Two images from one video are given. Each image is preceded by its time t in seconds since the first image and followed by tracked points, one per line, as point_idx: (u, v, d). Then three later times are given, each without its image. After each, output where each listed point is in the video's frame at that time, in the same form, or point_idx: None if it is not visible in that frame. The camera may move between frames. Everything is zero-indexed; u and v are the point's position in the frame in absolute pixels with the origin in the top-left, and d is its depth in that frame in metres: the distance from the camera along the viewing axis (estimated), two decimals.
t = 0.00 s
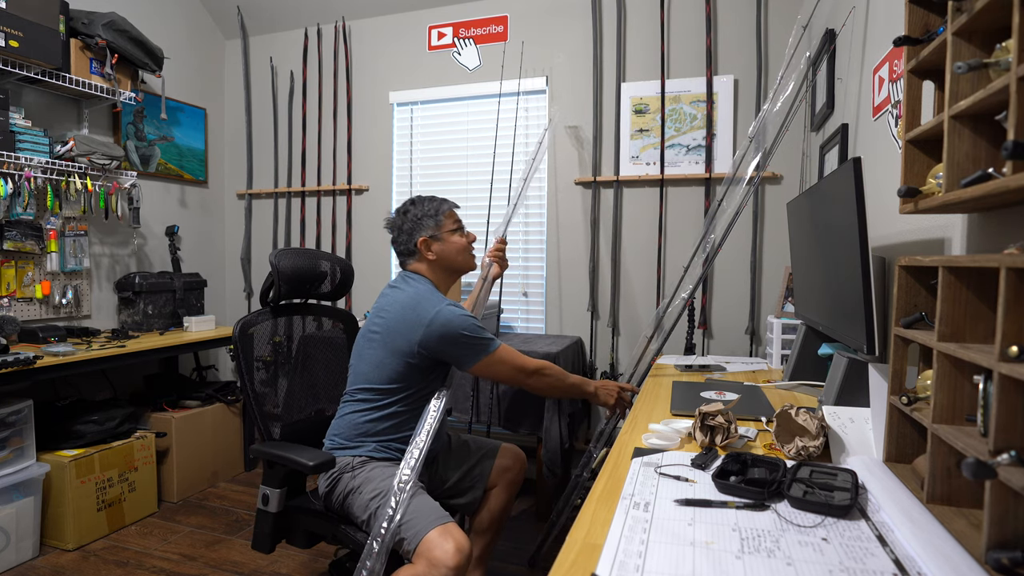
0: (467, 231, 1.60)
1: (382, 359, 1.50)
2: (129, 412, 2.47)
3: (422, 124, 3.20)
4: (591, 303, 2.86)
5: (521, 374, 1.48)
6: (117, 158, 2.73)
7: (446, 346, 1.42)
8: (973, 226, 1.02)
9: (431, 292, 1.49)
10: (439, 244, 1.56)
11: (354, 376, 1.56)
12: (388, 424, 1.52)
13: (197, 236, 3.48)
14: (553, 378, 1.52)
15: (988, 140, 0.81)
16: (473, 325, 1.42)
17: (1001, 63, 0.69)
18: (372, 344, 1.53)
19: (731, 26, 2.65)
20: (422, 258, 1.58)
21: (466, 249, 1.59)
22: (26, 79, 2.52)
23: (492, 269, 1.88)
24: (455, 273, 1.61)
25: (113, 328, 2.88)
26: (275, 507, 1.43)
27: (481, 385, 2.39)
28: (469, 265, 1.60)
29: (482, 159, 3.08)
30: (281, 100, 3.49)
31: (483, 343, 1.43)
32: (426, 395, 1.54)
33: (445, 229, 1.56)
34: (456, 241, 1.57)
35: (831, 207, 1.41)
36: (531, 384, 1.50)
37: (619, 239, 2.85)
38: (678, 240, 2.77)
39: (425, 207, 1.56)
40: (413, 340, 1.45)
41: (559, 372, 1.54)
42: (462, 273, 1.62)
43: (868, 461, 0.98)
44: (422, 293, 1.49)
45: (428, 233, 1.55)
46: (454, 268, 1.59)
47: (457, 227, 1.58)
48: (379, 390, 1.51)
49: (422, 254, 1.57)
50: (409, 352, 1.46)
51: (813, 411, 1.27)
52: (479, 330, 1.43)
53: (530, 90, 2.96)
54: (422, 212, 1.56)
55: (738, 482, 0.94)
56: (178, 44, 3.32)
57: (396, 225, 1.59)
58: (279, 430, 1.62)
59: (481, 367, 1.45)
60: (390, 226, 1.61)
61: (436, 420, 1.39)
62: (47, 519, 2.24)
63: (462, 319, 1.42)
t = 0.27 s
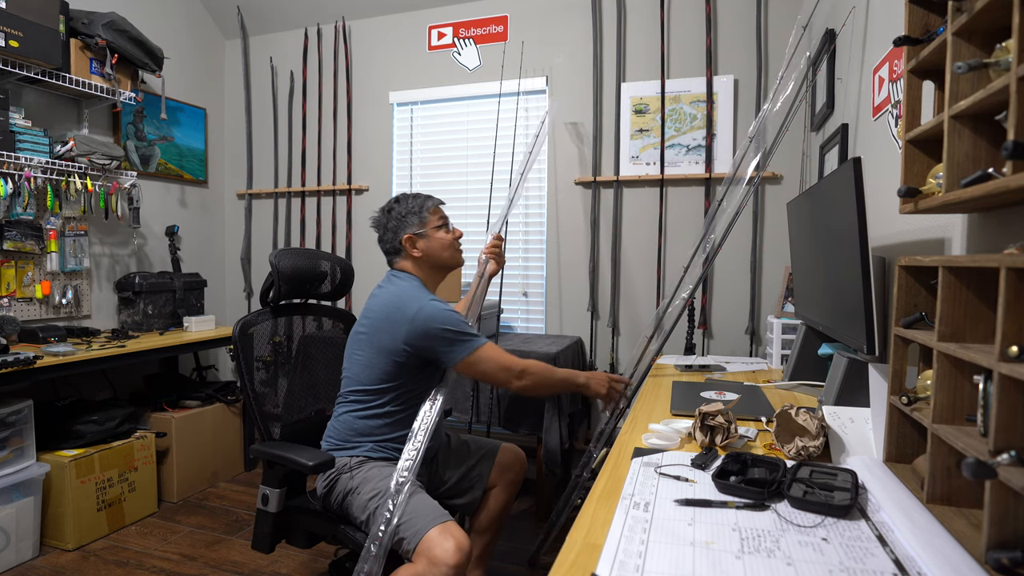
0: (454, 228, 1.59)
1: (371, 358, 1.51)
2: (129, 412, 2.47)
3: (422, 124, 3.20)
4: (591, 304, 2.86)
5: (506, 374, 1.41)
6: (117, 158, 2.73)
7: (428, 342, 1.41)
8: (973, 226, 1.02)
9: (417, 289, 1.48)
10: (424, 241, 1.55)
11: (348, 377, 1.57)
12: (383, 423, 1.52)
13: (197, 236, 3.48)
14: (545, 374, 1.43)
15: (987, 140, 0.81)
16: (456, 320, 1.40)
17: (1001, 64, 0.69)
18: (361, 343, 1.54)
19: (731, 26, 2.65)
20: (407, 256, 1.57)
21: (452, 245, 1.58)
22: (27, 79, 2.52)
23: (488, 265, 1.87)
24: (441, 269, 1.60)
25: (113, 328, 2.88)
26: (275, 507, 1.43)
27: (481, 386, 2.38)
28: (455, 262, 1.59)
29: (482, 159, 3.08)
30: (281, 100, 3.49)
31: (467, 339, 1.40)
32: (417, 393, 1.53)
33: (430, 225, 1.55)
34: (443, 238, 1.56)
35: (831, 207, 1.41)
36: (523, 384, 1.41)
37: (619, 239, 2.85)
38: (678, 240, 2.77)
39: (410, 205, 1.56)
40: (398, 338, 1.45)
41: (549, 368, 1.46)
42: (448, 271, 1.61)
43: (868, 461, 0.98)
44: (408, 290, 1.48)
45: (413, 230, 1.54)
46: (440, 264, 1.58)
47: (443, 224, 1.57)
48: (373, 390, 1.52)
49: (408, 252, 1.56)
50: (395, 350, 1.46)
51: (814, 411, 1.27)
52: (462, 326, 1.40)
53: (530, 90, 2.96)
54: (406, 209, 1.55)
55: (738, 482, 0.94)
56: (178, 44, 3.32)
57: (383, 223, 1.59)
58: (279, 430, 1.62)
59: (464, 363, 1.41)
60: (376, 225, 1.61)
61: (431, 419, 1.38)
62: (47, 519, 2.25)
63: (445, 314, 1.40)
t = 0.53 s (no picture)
0: (437, 231, 1.52)
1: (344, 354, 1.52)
2: (129, 412, 2.47)
3: (422, 124, 3.20)
4: (591, 304, 2.87)
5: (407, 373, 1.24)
6: (117, 158, 2.73)
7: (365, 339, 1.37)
8: (973, 226, 1.02)
9: (379, 287, 1.44)
10: (404, 242, 1.50)
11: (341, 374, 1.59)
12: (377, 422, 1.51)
13: (197, 236, 3.48)
14: (437, 391, 1.19)
15: (988, 140, 0.81)
16: (393, 320, 1.33)
17: (1001, 63, 0.69)
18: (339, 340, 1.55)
19: (731, 26, 2.65)
20: (387, 253, 1.54)
21: (432, 251, 1.52)
22: (26, 79, 2.52)
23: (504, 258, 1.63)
24: (416, 273, 1.55)
25: (113, 328, 2.89)
26: (274, 507, 1.43)
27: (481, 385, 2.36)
28: (431, 269, 1.54)
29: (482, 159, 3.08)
30: (281, 101, 3.50)
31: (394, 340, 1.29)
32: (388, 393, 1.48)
33: (412, 229, 1.50)
34: (422, 242, 1.50)
35: (831, 207, 1.41)
36: (399, 402, 1.19)
37: (619, 239, 2.85)
38: (678, 240, 2.77)
39: (397, 203, 1.52)
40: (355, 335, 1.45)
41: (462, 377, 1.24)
42: (424, 276, 1.56)
43: (868, 461, 0.98)
44: (372, 290, 1.45)
45: (395, 229, 1.50)
46: (415, 268, 1.53)
47: (427, 228, 1.50)
48: (355, 388, 1.51)
49: (387, 250, 1.53)
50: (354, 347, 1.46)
51: (814, 411, 1.27)
52: (398, 327, 1.31)
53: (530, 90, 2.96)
54: (392, 208, 1.51)
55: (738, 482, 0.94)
56: (178, 44, 3.32)
57: (374, 218, 1.57)
58: (279, 430, 1.62)
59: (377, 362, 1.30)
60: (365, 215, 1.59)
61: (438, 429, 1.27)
62: (47, 519, 2.25)
63: (387, 312, 1.34)
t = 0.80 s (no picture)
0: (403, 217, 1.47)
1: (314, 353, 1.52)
2: (129, 412, 2.47)
3: (422, 123, 3.20)
4: (591, 304, 2.87)
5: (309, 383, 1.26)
6: (117, 158, 2.73)
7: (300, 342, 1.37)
8: (973, 226, 1.02)
9: (335, 289, 1.41)
10: (373, 236, 1.43)
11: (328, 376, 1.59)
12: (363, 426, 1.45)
13: (197, 236, 3.48)
14: (297, 407, 1.22)
15: (988, 140, 0.81)
16: (316, 329, 1.30)
17: (1001, 63, 0.69)
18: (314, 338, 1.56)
19: (731, 26, 2.65)
20: (361, 253, 1.46)
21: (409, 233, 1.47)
22: (27, 79, 2.52)
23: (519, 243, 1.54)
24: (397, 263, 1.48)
25: (113, 328, 2.89)
26: (265, 503, 1.43)
27: (481, 385, 2.35)
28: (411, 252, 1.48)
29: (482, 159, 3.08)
30: (282, 101, 3.50)
31: (301, 351, 1.29)
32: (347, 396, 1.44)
33: (379, 219, 1.43)
34: (396, 230, 1.44)
35: (831, 207, 1.41)
36: (269, 408, 1.25)
37: (619, 239, 2.85)
38: (678, 240, 2.77)
39: (352, 202, 1.45)
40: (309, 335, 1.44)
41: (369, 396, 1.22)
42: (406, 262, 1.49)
43: (868, 461, 0.98)
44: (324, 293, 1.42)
45: (359, 227, 1.43)
46: (397, 257, 1.46)
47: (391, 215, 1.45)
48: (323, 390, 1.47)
49: (360, 250, 1.45)
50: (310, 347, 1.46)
51: (813, 411, 1.27)
52: (315, 338, 1.29)
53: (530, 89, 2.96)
54: (350, 207, 1.44)
55: (738, 482, 0.94)
56: (178, 44, 3.32)
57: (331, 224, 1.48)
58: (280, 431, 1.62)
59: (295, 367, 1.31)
60: (324, 230, 1.50)
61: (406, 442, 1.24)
62: (47, 519, 2.25)
63: (318, 319, 1.32)
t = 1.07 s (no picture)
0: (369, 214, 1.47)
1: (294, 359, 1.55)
2: (129, 412, 2.47)
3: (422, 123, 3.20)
4: (591, 304, 2.87)
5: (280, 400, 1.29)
6: (117, 158, 2.72)
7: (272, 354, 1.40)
8: (973, 226, 1.02)
9: (302, 298, 1.44)
10: (342, 236, 1.43)
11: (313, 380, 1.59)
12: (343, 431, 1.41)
13: (197, 236, 3.48)
14: (265, 423, 1.26)
15: (988, 140, 0.81)
16: (280, 342, 1.33)
17: (1001, 63, 0.69)
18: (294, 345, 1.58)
19: (731, 26, 2.65)
20: (332, 256, 1.47)
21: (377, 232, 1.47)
22: (26, 79, 2.52)
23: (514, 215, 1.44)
24: (368, 261, 1.48)
25: (113, 328, 2.88)
26: (258, 497, 1.48)
27: (481, 385, 2.40)
28: (380, 251, 1.48)
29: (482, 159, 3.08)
30: (281, 100, 3.50)
31: (269, 364, 1.32)
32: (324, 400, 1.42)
33: (344, 217, 1.43)
34: (363, 227, 1.44)
35: (831, 207, 1.41)
36: (243, 424, 1.29)
37: (619, 239, 2.85)
38: (678, 240, 2.77)
39: (316, 204, 1.45)
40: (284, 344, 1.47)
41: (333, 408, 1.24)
42: (375, 262, 1.50)
43: (868, 461, 0.98)
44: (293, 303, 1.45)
45: (326, 229, 1.43)
46: (366, 255, 1.46)
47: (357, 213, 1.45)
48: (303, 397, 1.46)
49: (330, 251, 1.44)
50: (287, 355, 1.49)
51: (814, 411, 1.27)
52: (280, 350, 1.32)
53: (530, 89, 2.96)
54: (314, 209, 1.44)
55: (738, 482, 0.94)
56: (178, 44, 3.32)
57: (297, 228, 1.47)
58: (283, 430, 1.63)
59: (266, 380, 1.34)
60: (291, 237, 1.50)
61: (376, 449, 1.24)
62: (47, 519, 2.25)
63: (283, 331, 1.34)
